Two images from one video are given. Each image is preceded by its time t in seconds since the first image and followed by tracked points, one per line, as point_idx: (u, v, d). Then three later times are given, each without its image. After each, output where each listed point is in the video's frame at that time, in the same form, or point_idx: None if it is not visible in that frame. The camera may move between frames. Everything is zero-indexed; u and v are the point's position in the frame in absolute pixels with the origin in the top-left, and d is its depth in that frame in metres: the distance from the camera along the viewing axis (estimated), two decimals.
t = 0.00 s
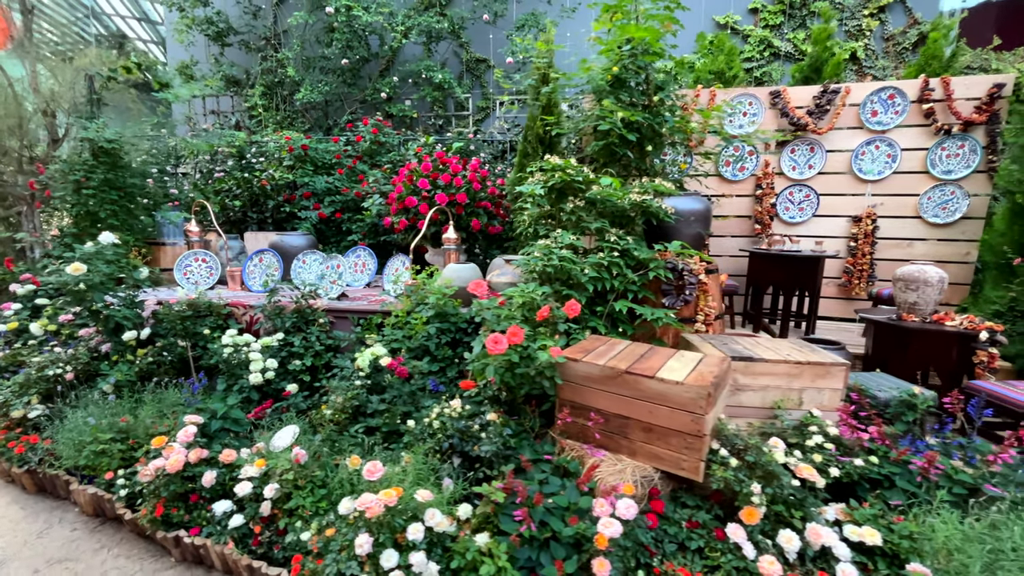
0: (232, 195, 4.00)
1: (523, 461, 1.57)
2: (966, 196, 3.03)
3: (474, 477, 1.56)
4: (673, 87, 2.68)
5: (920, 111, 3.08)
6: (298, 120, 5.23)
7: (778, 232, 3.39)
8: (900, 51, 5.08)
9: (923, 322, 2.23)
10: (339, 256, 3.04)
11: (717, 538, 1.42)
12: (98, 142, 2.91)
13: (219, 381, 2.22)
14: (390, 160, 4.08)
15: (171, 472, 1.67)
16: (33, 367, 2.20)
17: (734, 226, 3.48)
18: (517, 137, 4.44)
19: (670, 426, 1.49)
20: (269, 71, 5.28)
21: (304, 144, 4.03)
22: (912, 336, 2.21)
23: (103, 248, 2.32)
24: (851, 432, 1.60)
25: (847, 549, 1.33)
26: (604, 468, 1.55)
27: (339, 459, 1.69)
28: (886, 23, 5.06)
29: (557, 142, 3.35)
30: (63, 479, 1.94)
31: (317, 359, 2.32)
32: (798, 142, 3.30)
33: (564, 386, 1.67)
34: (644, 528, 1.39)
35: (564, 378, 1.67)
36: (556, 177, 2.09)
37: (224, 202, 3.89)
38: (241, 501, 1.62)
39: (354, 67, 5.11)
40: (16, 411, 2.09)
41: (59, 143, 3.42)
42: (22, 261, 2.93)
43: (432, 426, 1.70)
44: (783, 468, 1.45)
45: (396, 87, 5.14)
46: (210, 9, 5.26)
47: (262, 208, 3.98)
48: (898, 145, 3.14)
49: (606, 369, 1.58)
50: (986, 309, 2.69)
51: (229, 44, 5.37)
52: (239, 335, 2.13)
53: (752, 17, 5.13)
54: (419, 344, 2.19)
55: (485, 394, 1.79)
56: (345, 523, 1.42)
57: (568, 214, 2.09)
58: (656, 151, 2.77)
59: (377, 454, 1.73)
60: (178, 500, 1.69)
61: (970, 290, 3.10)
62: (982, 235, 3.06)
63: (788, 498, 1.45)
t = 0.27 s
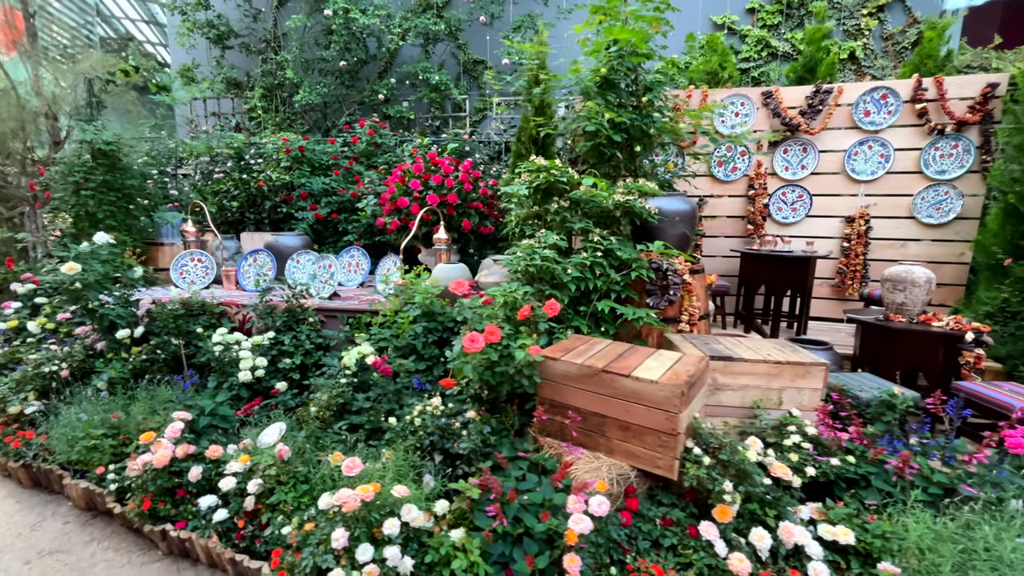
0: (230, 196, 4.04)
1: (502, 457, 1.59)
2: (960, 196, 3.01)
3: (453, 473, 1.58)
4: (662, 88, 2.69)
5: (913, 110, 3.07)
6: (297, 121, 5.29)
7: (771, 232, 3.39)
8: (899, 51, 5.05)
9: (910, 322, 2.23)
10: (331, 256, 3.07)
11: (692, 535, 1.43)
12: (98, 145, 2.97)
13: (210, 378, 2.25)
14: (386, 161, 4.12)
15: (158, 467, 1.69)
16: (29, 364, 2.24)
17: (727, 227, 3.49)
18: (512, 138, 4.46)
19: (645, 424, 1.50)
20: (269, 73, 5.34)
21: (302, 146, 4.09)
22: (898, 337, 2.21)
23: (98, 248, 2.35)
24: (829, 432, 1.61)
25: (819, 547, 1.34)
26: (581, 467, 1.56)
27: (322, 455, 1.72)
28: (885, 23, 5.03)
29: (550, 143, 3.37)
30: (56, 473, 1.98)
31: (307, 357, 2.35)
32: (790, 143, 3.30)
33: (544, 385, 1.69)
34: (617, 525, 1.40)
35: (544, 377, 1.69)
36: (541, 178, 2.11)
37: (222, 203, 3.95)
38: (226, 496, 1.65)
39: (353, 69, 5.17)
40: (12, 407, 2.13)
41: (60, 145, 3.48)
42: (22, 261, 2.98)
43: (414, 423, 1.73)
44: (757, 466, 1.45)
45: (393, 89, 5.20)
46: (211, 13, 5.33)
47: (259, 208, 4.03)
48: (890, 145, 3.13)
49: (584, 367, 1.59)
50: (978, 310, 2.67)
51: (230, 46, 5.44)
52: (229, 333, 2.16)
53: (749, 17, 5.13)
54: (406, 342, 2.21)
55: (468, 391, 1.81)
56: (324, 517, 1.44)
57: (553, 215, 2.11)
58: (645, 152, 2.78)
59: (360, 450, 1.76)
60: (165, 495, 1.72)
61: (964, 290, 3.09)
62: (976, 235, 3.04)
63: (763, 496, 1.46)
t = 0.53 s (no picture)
0: (229, 196, 4.08)
1: (482, 455, 1.60)
2: (955, 197, 2.99)
3: (434, 471, 1.59)
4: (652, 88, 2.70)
5: (908, 110, 3.05)
6: (297, 122, 5.35)
7: (765, 233, 3.38)
8: (900, 50, 5.01)
9: (899, 323, 2.22)
10: (323, 256, 3.07)
11: (667, 533, 1.43)
12: (97, 147, 3.02)
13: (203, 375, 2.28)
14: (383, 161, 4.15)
15: (145, 463, 1.72)
16: (26, 361, 2.28)
17: (721, 227, 3.48)
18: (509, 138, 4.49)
19: (622, 424, 1.51)
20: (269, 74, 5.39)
21: (299, 146, 4.13)
22: (887, 338, 2.20)
23: (94, 248, 2.39)
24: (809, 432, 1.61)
25: (794, 547, 1.34)
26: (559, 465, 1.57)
27: (306, 453, 1.74)
28: (886, 22, 4.99)
29: (544, 144, 3.39)
30: (49, 469, 2.01)
31: (298, 356, 2.38)
32: (784, 143, 3.30)
33: (525, 384, 1.70)
34: (593, 524, 1.41)
35: (525, 377, 1.70)
36: (527, 178, 2.12)
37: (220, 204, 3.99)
38: (212, 492, 1.67)
39: (352, 70, 5.23)
40: (8, 404, 2.16)
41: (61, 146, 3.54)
42: (23, 260, 3.03)
43: (397, 421, 1.74)
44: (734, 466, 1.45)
45: (392, 90, 5.24)
46: (213, 15, 5.39)
47: (257, 209, 4.07)
48: (885, 145, 3.11)
49: (563, 367, 1.60)
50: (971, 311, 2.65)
51: (231, 48, 5.50)
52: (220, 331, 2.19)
53: (748, 17, 5.11)
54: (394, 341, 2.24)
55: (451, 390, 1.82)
56: (304, 513, 1.46)
57: (538, 215, 2.12)
58: (636, 152, 2.79)
59: (344, 447, 1.77)
60: (152, 490, 1.74)
61: (959, 291, 3.06)
62: (972, 236, 3.02)
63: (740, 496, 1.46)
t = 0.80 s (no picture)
0: (228, 196, 4.12)
1: (463, 454, 1.61)
2: (953, 197, 2.96)
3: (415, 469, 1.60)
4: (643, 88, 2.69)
5: (905, 109, 3.02)
6: (298, 123, 5.39)
7: (760, 233, 3.37)
8: (902, 48, 4.96)
9: (890, 324, 2.20)
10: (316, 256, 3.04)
11: (645, 533, 1.43)
12: (97, 148, 3.07)
13: (195, 373, 2.30)
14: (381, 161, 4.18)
15: (133, 459, 1.74)
16: (23, 358, 2.31)
17: (717, 227, 3.47)
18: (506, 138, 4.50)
19: (601, 423, 1.51)
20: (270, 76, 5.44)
21: (298, 147, 4.17)
22: (877, 339, 2.19)
23: (90, 247, 2.43)
24: (791, 432, 1.60)
25: (771, 547, 1.33)
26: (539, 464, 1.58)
27: (291, 450, 1.75)
28: (888, 20, 4.94)
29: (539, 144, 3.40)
30: (43, 464, 2.04)
31: (289, 354, 2.40)
32: (780, 143, 3.29)
33: (507, 383, 1.71)
34: (570, 522, 1.41)
35: (507, 376, 1.71)
36: (514, 178, 2.13)
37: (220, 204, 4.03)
38: (198, 488, 1.69)
39: (352, 71, 5.28)
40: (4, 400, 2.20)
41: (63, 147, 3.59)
42: (24, 259, 3.08)
43: (381, 419, 1.76)
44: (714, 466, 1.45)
45: (391, 90, 5.28)
46: (215, 17, 5.45)
47: (255, 208, 4.10)
48: (882, 144, 3.09)
49: (544, 366, 1.61)
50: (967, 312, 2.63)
51: (233, 50, 5.56)
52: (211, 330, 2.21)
53: (748, 16, 5.08)
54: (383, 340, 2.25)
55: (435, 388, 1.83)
56: (285, 509, 1.47)
57: (526, 215, 2.13)
58: (628, 152, 2.79)
59: (329, 445, 1.79)
60: (141, 486, 1.77)
61: (957, 292, 3.02)
62: (970, 237, 2.98)
63: (719, 496, 1.46)
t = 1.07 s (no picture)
0: (226, 196, 4.15)
1: (444, 452, 1.61)
2: (951, 197, 2.93)
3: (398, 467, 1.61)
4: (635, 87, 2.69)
5: (903, 108, 2.99)
6: (298, 123, 5.43)
7: (756, 233, 3.35)
8: (904, 47, 4.91)
9: (882, 324, 2.18)
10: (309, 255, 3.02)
11: (624, 532, 1.43)
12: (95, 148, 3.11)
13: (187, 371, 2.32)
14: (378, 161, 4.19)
15: (120, 455, 1.75)
16: (18, 355, 2.34)
17: (713, 227, 3.45)
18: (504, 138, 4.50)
19: (582, 422, 1.51)
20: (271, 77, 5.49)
21: (296, 147, 4.20)
22: (869, 339, 2.17)
23: (86, 246, 2.47)
24: (775, 433, 1.59)
25: (749, 548, 1.32)
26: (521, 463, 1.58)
27: (276, 447, 1.76)
28: (890, 18, 4.89)
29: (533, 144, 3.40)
30: (36, 460, 2.06)
31: (280, 352, 2.41)
32: (775, 142, 3.27)
33: (490, 382, 1.71)
34: (549, 521, 1.40)
35: (491, 374, 1.71)
36: (502, 178, 2.13)
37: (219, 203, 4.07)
38: (183, 484, 1.70)
39: (351, 71, 5.31)
40: None
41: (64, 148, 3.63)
42: (23, 257, 3.12)
43: (366, 417, 1.76)
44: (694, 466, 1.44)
45: (391, 91, 5.30)
46: (217, 19, 5.50)
47: (254, 208, 4.13)
48: (879, 143, 3.06)
49: (526, 365, 1.61)
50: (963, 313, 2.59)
51: (235, 51, 5.61)
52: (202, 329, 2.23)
53: (748, 15, 5.05)
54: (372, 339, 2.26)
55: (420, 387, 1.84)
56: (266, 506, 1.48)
57: (513, 214, 2.13)
58: (620, 152, 2.78)
59: (314, 442, 1.80)
60: (128, 482, 1.78)
61: (956, 293, 2.99)
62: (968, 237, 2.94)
63: (699, 496, 1.45)
